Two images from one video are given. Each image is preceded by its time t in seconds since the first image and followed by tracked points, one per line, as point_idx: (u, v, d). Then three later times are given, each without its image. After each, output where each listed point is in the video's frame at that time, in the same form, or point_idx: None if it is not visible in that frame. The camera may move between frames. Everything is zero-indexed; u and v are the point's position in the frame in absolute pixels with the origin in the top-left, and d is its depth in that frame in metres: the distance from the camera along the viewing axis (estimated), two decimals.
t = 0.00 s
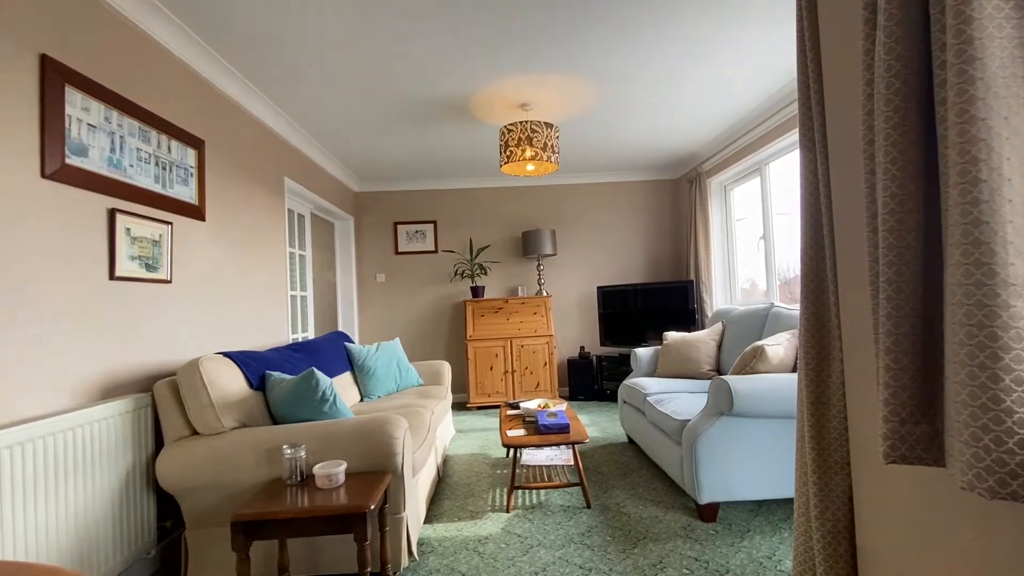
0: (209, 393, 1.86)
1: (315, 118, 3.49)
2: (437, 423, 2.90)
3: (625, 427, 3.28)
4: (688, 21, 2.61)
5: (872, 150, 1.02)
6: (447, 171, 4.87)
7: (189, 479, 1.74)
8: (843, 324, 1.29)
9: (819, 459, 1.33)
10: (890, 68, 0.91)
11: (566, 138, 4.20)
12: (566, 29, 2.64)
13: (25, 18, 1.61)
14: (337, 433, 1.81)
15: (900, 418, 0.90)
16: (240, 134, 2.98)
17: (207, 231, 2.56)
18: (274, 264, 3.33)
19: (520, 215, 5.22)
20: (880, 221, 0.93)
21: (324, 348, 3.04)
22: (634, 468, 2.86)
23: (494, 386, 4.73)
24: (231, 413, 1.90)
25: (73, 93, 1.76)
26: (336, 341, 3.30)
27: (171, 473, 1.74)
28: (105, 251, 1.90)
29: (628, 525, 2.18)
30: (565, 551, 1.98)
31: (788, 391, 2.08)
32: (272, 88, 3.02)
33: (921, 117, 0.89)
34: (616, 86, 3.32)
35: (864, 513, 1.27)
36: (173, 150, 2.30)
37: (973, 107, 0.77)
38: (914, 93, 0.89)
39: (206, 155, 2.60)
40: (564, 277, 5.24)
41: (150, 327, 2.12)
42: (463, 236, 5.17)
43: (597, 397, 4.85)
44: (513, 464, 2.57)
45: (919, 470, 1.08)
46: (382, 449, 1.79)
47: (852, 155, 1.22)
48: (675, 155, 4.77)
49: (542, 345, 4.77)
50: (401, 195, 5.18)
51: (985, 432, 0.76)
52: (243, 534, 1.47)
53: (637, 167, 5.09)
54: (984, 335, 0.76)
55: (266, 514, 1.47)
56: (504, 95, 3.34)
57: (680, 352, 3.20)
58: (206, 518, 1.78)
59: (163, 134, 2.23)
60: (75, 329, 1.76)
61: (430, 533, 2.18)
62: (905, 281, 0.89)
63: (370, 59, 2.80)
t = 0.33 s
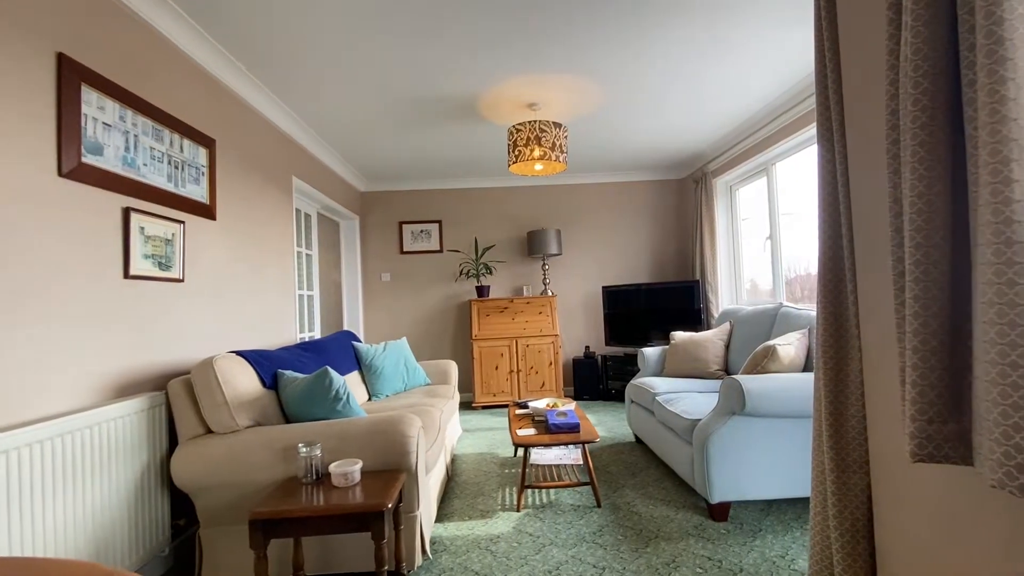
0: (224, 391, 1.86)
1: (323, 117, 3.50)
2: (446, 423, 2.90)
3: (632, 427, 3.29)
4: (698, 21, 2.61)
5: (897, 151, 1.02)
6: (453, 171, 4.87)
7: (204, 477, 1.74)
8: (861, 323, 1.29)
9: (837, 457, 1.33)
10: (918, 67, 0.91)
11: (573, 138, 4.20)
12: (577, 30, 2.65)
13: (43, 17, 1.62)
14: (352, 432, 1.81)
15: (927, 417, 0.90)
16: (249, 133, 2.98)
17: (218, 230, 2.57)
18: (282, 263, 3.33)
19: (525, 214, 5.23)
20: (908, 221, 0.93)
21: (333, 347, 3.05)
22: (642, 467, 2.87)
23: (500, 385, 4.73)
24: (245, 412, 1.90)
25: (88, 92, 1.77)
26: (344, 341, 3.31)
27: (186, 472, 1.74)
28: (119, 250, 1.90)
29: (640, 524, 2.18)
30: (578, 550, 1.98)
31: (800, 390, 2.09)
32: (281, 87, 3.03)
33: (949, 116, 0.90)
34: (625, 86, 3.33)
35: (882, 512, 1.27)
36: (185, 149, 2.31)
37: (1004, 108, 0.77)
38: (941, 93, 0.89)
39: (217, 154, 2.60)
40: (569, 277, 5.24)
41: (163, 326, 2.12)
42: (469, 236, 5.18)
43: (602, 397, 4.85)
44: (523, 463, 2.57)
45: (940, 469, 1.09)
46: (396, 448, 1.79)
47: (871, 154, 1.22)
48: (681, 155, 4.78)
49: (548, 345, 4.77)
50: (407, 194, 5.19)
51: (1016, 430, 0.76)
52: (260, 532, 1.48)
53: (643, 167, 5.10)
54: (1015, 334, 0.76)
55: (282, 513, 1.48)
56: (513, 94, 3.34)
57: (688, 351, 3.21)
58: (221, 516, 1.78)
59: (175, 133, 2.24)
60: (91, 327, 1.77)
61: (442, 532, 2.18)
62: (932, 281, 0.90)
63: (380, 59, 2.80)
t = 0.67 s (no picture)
0: (237, 390, 1.86)
1: (331, 116, 3.50)
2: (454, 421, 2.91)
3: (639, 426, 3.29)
4: (709, 22, 2.61)
5: (919, 150, 1.02)
6: (458, 170, 4.88)
7: (218, 476, 1.74)
8: (879, 322, 1.30)
9: (855, 457, 1.33)
10: (944, 66, 0.91)
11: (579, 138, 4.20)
12: (587, 30, 2.65)
13: (60, 17, 1.62)
14: (365, 431, 1.81)
15: (953, 415, 0.91)
16: (259, 133, 2.99)
17: (229, 229, 2.57)
18: (291, 262, 3.34)
19: (530, 213, 5.23)
20: (933, 220, 0.93)
21: (341, 346, 3.05)
22: (651, 466, 2.87)
23: (505, 384, 4.74)
24: (259, 410, 1.91)
25: (104, 91, 1.77)
26: (352, 339, 3.31)
27: (201, 470, 1.74)
28: (134, 249, 1.91)
29: (651, 523, 2.18)
30: (590, 549, 1.99)
31: (812, 390, 2.09)
32: (290, 86, 3.03)
33: (975, 116, 0.90)
34: (633, 86, 3.33)
35: (900, 511, 1.28)
36: (197, 148, 2.31)
37: None
38: (967, 92, 0.89)
39: (227, 153, 2.60)
40: (575, 276, 5.25)
41: (175, 324, 2.13)
42: (474, 235, 5.18)
43: (607, 396, 4.86)
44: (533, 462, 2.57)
45: (962, 468, 1.09)
46: (410, 446, 1.80)
47: (890, 153, 1.22)
48: (686, 155, 4.78)
49: (553, 344, 4.78)
50: (412, 193, 5.19)
51: None
52: (278, 530, 1.49)
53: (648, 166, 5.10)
54: None
55: (299, 511, 1.48)
56: (521, 94, 3.35)
57: (696, 350, 3.21)
58: (235, 514, 1.78)
59: (187, 132, 2.24)
60: (105, 325, 1.77)
61: (453, 531, 2.18)
62: (958, 279, 0.90)
63: (391, 58, 2.80)
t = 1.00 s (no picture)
0: (253, 389, 1.87)
1: (338, 116, 3.51)
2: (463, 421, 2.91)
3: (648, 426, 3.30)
4: (719, 21, 2.61)
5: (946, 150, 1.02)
6: (464, 170, 4.88)
7: (234, 474, 1.75)
8: (899, 322, 1.30)
9: (875, 455, 1.33)
10: (971, 66, 0.91)
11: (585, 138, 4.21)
12: (597, 31, 2.66)
13: (78, 17, 1.63)
14: (381, 430, 1.82)
15: (981, 413, 0.91)
16: (268, 133, 3.00)
17: (240, 229, 2.58)
18: (299, 262, 3.34)
19: (535, 213, 5.24)
20: (960, 219, 0.93)
21: (351, 345, 3.06)
22: (661, 466, 2.88)
23: (511, 384, 4.74)
24: (274, 409, 1.91)
25: (121, 91, 1.78)
26: (361, 339, 3.32)
27: (217, 469, 1.75)
28: (148, 248, 1.92)
29: (663, 523, 2.19)
30: (604, 548, 1.99)
31: (824, 389, 2.09)
32: (299, 86, 3.04)
33: (1003, 115, 0.90)
34: (641, 86, 3.34)
35: (920, 510, 1.28)
36: (209, 148, 2.31)
37: None
38: (994, 92, 0.89)
39: (238, 153, 2.61)
40: (580, 276, 5.25)
41: (188, 323, 2.13)
42: (479, 235, 5.19)
43: (613, 396, 4.87)
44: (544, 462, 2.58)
45: (986, 467, 1.09)
46: (425, 445, 1.80)
47: (911, 153, 1.23)
48: (692, 155, 4.79)
49: (559, 344, 4.78)
50: (417, 193, 5.19)
51: None
52: (297, 528, 1.49)
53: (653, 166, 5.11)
54: None
55: (318, 510, 1.49)
56: (530, 94, 3.35)
57: (704, 350, 3.21)
58: (252, 513, 1.79)
59: (200, 132, 2.24)
60: (121, 324, 1.78)
61: (466, 530, 2.19)
62: (986, 278, 0.90)
63: (401, 58, 2.81)
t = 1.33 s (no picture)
0: (267, 388, 1.87)
1: (347, 116, 3.51)
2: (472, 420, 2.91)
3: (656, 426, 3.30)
4: (730, 22, 2.62)
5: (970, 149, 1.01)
6: (469, 170, 4.89)
7: (249, 473, 1.75)
8: (920, 321, 1.29)
9: (893, 453, 1.33)
10: (998, 64, 0.89)
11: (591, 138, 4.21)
12: (608, 31, 2.67)
13: (97, 16, 1.64)
14: (396, 428, 1.82)
15: (1008, 413, 0.90)
16: (278, 132, 3.00)
17: (251, 228, 2.58)
18: (307, 261, 3.34)
19: (541, 213, 5.24)
20: (986, 219, 0.92)
21: (360, 345, 3.06)
22: (670, 465, 2.88)
23: (516, 384, 4.75)
24: (288, 408, 1.91)
25: (137, 90, 1.78)
26: (369, 339, 3.32)
27: (232, 468, 1.75)
28: (163, 248, 1.92)
29: (675, 522, 2.19)
30: (617, 547, 1.99)
31: (837, 389, 2.09)
32: (309, 86, 3.04)
33: None
34: (649, 86, 3.34)
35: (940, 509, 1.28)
36: (221, 147, 2.31)
37: None
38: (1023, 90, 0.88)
39: (249, 153, 2.61)
40: (585, 276, 5.26)
41: (201, 322, 2.14)
42: (485, 235, 5.19)
43: (618, 396, 4.87)
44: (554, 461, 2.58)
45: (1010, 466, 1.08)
46: (439, 444, 1.80)
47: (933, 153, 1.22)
48: (698, 155, 4.80)
49: (564, 344, 4.78)
50: (422, 192, 5.20)
51: None
52: (316, 526, 1.50)
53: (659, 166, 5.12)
54: None
55: (337, 508, 1.49)
56: (538, 94, 3.36)
57: (712, 350, 3.22)
58: (267, 512, 1.79)
59: (213, 131, 2.24)
60: (137, 323, 1.78)
61: (478, 529, 2.19)
62: (1014, 278, 0.89)
63: (411, 58, 2.81)
